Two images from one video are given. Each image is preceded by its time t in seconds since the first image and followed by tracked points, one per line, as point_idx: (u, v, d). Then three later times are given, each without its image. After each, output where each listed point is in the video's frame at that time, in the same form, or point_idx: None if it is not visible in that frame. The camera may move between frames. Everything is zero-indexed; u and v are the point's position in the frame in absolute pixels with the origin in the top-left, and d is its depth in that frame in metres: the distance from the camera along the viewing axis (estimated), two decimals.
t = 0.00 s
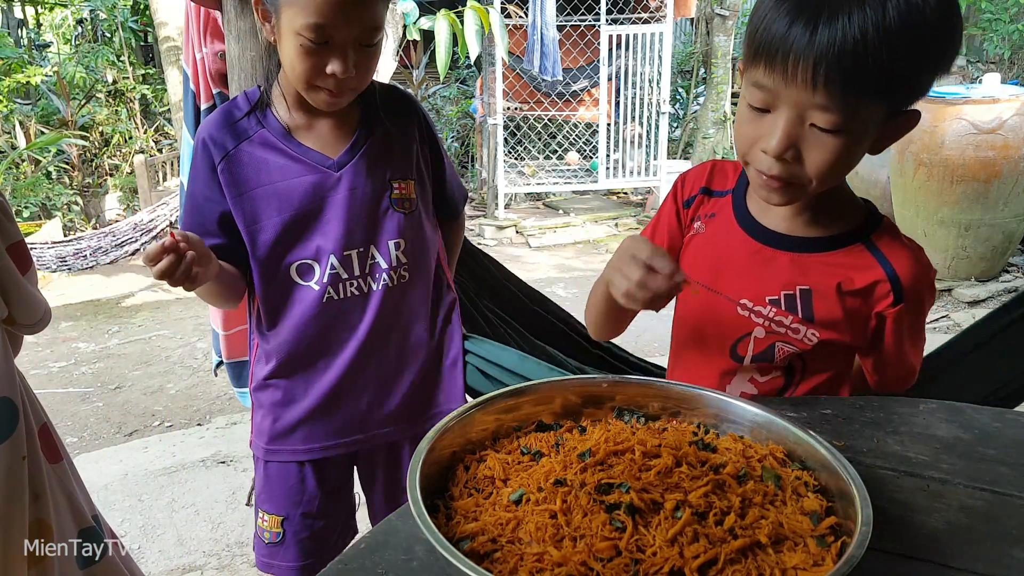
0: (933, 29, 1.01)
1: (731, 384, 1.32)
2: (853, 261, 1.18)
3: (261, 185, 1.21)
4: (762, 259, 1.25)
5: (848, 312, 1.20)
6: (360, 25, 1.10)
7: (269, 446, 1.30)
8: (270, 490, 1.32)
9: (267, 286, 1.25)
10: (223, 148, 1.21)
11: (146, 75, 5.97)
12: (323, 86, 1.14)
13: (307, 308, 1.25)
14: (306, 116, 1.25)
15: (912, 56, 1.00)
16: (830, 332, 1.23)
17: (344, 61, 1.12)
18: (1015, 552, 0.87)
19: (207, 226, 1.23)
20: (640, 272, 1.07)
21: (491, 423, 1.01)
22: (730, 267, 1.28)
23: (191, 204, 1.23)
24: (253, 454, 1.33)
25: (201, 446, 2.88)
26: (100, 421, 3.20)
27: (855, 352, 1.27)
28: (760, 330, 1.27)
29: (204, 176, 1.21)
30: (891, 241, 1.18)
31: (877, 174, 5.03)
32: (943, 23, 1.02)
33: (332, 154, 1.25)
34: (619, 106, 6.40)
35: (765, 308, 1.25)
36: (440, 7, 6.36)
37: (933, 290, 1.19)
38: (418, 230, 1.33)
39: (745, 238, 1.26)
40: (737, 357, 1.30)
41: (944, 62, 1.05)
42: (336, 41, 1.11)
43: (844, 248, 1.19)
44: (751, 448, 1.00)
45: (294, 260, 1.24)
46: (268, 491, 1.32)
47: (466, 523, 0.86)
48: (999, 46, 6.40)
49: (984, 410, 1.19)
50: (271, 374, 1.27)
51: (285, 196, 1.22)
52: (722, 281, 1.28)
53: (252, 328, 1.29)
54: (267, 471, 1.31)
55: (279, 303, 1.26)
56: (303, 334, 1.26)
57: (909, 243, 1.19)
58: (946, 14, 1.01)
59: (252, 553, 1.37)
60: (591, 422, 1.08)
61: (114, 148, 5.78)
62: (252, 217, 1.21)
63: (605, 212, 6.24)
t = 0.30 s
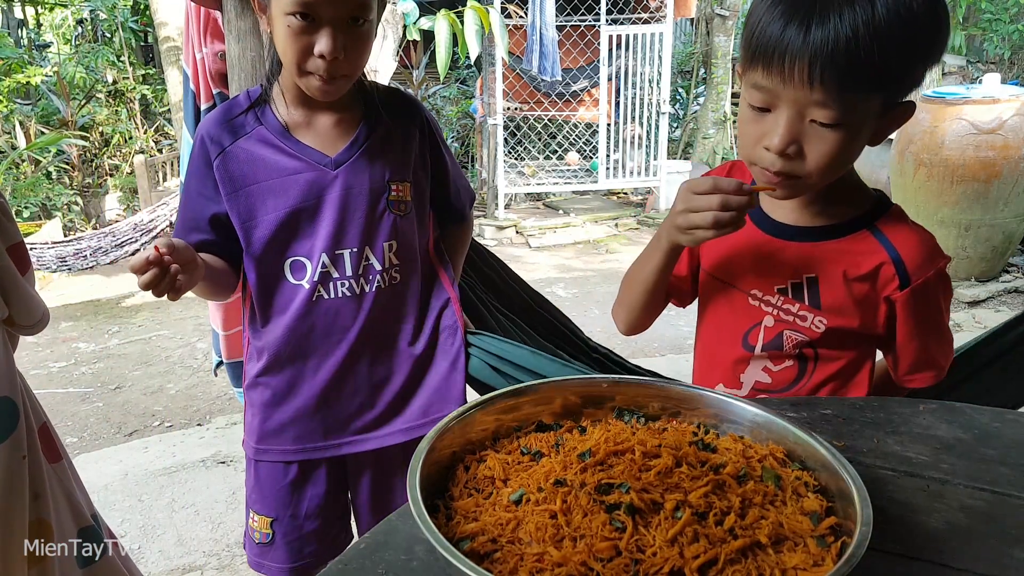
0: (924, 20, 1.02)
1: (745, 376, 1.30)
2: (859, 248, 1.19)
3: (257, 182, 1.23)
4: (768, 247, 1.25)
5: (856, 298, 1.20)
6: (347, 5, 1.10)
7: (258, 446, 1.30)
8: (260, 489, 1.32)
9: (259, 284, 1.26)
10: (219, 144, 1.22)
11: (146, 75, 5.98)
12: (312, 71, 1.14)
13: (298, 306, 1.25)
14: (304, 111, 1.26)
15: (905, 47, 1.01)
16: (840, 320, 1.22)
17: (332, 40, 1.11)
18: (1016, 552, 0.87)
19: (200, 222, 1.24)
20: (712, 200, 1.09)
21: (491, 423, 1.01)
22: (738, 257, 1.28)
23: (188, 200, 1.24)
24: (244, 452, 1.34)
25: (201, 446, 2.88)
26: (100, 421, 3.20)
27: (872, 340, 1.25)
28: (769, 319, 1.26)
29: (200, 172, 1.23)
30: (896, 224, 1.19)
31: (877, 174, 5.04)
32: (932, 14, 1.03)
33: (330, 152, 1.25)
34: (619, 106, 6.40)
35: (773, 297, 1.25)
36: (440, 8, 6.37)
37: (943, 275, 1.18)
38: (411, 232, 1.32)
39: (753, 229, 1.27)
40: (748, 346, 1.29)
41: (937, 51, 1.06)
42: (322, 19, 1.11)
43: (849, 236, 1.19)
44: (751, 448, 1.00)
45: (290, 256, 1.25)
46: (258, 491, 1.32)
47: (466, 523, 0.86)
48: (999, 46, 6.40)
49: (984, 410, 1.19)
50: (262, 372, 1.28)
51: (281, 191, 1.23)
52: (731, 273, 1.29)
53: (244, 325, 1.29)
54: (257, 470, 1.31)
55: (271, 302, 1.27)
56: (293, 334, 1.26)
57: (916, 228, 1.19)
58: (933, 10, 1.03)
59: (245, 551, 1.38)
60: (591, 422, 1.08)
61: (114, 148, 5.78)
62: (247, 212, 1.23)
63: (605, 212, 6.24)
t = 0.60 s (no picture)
0: (927, 13, 1.05)
1: (754, 362, 1.29)
2: (863, 234, 1.19)
3: (245, 180, 1.23)
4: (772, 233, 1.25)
5: (861, 281, 1.21)
6: None
7: (243, 445, 1.30)
8: (246, 491, 1.32)
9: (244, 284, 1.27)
10: (209, 141, 1.23)
11: (146, 75, 5.99)
12: (296, 60, 1.14)
13: (283, 306, 1.26)
14: (295, 111, 1.26)
15: (907, 40, 1.04)
16: (847, 303, 1.22)
17: (315, 26, 1.11)
18: (1016, 553, 0.87)
19: (189, 220, 1.25)
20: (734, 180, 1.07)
21: (491, 423, 1.01)
22: (745, 243, 1.28)
23: (177, 197, 1.25)
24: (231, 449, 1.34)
25: (201, 446, 2.88)
26: (100, 421, 3.20)
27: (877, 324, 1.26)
28: (778, 304, 1.26)
29: (190, 169, 1.24)
30: (897, 212, 1.20)
31: (877, 174, 5.04)
32: (933, 8, 1.06)
33: (320, 151, 1.25)
34: (619, 106, 6.41)
35: (782, 283, 1.25)
36: (440, 8, 6.38)
37: (942, 257, 1.19)
38: (400, 235, 1.31)
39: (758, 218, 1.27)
40: (757, 332, 1.28)
41: (937, 43, 1.09)
42: (303, 4, 1.11)
43: (850, 225, 1.20)
44: (752, 448, 1.00)
45: (277, 256, 1.25)
46: (244, 494, 1.33)
47: (467, 523, 0.86)
48: (999, 46, 6.39)
49: (984, 411, 1.19)
50: (246, 372, 1.28)
51: (269, 189, 1.23)
52: (739, 259, 1.28)
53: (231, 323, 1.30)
54: (243, 471, 1.32)
55: (256, 301, 1.27)
56: (278, 334, 1.26)
57: (915, 214, 1.20)
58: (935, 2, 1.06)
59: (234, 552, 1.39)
60: (591, 422, 1.08)
61: (114, 149, 5.78)
62: (235, 210, 1.23)
63: (605, 212, 6.24)
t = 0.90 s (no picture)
0: (917, 14, 1.07)
1: (739, 349, 1.29)
2: (846, 227, 1.20)
3: (237, 179, 1.23)
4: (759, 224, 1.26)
5: (846, 273, 1.21)
6: None
7: (234, 446, 1.31)
8: (238, 492, 1.33)
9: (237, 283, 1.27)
10: (203, 141, 1.24)
11: (146, 76, 5.99)
12: (286, 58, 1.14)
13: (274, 305, 1.26)
14: (288, 111, 1.26)
15: (899, 39, 1.06)
16: (830, 294, 1.22)
17: (304, 23, 1.11)
18: (1015, 552, 0.87)
19: (182, 219, 1.25)
20: (743, 171, 1.09)
21: (491, 423, 1.01)
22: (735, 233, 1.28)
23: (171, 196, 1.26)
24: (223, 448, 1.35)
25: (201, 446, 2.88)
26: (100, 420, 3.20)
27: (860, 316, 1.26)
28: (763, 294, 1.26)
29: (184, 168, 1.25)
30: (883, 206, 1.19)
31: (877, 174, 5.04)
32: (924, 10, 1.08)
33: (313, 152, 1.24)
34: (619, 106, 6.41)
35: (768, 274, 1.25)
36: (440, 8, 6.38)
37: (925, 250, 1.19)
38: (395, 238, 1.31)
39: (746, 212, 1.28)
40: (742, 320, 1.28)
41: (925, 45, 1.11)
42: None
43: (836, 218, 1.20)
44: (752, 449, 1.00)
45: (269, 255, 1.25)
46: (236, 495, 1.33)
47: (466, 522, 0.86)
48: (999, 46, 6.38)
49: (983, 411, 1.19)
50: (238, 371, 1.29)
51: (261, 189, 1.23)
52: (732, 253, 1.29)
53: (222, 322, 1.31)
54: (234, 471, 1.32)
55: (248, 301, 1.28)
56: (269, 335, 1.27)
57: (899, 208, 1.20)
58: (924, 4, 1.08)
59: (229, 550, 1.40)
60: (591, 422, 1.08)
61: (114, 149, 5.78)
62: (227, 210, 1.23)
63: (605, 212, 6.24)
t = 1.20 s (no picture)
0: (902, 24, 1.08)
1: (719, 348, 1.29)
2: (823, 233, 1.19)
3: (235, 180, 1.23)
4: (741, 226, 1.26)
5: (824, 278, 1.21)
6: None
7: (227, 449, 1.30)
8: (231, 495, 1.32)
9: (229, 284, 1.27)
10: (201, 142, 1.24)
11: (146, 75, 5.99)
12: (303, 65, 1.14)
13: (269, 307, 1.26)
14: (289, 112, 1.26)
15: (884, 45, 1.06)
16: (808, 298, 1.22)
17: (317, 29, 1.11)
18: (1015, 552, 0.87)
19: (180, 221, 1.25)
20: (719, 172, 1.09)
21: (491, 423, 1.01)
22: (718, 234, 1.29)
23: (168, 199, 1.26)
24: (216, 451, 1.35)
25: (201, 446, 2.88)
26: (100, 420, 3.20)
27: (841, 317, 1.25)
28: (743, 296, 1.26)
29: (181, 170, 1.25)
30: (863, 211, 1.19)
31: (878, 174, 5.04)
32: (909, 18, 1.09)
33: (311, 153, 1.25)
34: (619, 107, 6.41)
35: (747, 276, 1.25)
36: (440, 8, 6.39)
37: (903, 255, 1.19)
38: (392, 237, 1.31)
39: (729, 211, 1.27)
40: (723, 320, 1.28)
41: (910, 56, 1.12)
42: (304, 7, 1.11)
43: (816, 223, 1.20)
44: (751, 448, 1.00)
45: (265, 256, 1.25)
46: (227, 499, 1.33)
47: (467, 522, 0.86)
48: (999, 46, 6.38)
49: (983, 410, 1.19)
50: (230, 373, 1.29)
51: (258, 190, 1.23)
52: (714, 250, 1.29)
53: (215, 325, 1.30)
54: (225, 474, 1.32)
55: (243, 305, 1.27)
56: (264, 337, 1.27)
57: (878, 213, 1.20)
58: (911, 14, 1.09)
59: (218, 556, 1.40)
60: (591, 422, 1.08)
61: (114, 148, 5.77)
62: (224, 211, 1.23)
63: (605, 212, 6.24)
